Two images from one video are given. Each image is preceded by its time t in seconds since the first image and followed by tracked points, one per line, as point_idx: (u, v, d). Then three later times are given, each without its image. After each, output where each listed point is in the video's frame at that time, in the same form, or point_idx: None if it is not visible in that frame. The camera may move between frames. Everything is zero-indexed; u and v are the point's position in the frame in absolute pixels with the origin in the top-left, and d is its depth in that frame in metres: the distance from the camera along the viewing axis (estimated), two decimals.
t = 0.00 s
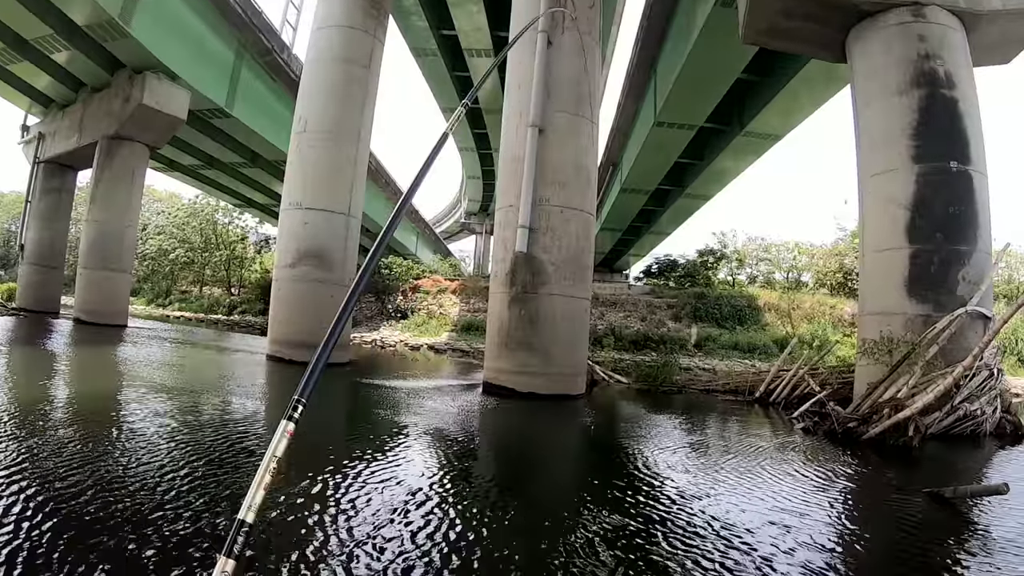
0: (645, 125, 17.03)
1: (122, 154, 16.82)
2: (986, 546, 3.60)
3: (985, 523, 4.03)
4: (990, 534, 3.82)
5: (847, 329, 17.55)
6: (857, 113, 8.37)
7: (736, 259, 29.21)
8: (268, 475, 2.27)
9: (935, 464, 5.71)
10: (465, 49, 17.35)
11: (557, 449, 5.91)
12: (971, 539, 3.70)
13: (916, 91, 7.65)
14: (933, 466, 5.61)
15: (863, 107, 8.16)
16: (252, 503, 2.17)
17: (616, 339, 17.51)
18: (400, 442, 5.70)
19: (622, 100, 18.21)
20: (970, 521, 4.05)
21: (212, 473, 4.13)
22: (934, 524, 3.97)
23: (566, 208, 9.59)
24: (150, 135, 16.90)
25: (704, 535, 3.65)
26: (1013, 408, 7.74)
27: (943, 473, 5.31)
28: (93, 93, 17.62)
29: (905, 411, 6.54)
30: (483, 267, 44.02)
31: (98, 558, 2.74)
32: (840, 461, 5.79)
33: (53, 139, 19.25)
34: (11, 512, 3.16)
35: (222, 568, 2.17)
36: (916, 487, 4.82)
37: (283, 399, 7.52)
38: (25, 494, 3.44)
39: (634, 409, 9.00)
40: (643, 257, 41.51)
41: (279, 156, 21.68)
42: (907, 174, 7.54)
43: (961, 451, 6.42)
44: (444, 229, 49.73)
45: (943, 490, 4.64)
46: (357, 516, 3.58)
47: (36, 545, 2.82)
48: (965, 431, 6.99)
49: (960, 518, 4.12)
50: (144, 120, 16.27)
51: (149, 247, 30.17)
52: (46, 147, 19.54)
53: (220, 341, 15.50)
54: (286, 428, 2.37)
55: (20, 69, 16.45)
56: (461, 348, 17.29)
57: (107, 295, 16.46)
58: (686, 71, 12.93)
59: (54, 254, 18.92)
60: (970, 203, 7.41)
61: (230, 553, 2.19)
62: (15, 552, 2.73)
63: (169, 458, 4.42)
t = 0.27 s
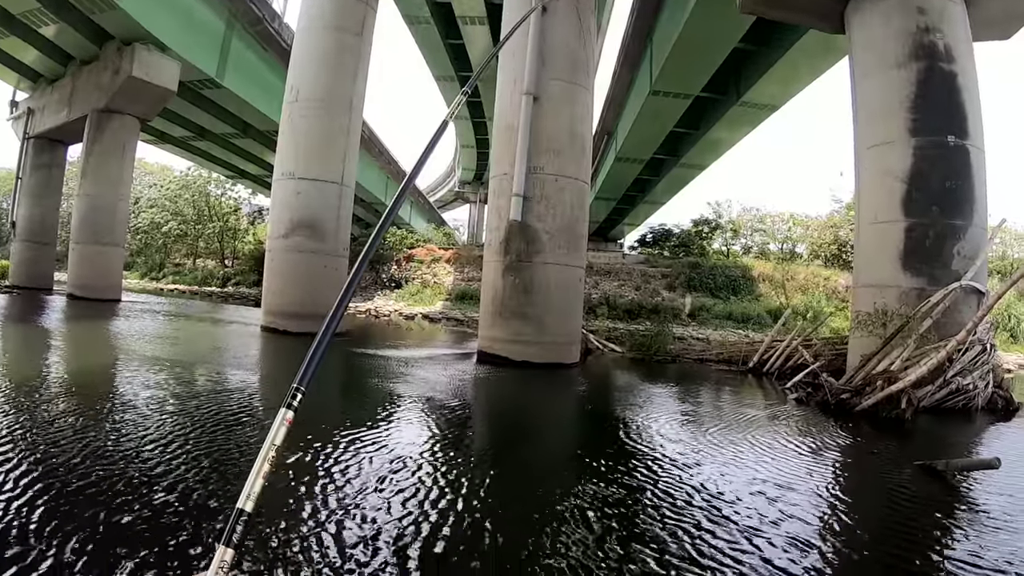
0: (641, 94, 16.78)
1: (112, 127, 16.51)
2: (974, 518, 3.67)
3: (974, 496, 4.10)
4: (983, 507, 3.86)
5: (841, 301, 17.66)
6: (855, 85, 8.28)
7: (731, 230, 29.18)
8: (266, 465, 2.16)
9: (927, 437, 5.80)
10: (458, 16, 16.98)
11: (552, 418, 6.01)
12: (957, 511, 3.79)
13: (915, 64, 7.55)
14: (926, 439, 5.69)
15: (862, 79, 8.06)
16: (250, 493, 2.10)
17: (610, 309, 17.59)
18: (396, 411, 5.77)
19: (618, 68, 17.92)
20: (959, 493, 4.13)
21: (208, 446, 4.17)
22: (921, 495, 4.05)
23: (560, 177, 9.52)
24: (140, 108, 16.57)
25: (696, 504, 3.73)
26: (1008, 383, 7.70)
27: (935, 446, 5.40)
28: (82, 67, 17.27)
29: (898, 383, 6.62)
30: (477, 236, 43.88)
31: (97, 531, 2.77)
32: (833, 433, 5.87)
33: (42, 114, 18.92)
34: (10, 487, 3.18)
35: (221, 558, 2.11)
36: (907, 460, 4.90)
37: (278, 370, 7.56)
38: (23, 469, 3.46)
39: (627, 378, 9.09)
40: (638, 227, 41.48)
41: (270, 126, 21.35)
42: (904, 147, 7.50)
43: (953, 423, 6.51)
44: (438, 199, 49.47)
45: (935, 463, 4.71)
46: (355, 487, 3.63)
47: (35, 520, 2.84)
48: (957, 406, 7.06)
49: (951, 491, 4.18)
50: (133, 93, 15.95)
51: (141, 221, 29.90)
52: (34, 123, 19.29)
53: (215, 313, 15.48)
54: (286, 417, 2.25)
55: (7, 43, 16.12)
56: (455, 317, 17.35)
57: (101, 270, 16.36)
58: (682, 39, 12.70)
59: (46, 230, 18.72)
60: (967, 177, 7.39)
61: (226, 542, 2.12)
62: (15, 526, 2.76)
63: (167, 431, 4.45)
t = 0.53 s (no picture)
0: (636, 75, 16.65)
1: (103, 111, 16.29)
2: (963, 500, 3.73)
3: (965, 478, 4.16)
4: (977, 492, 3.88)
5: (834, 283, 17.73)
6: (851, 68, 8.25)
7: (725, 212, 29.19)
8: (263, 449, 2.16)
9: (919, 419, 5.88)
10: None
11: (547, 399, 6.07)
12: (946, 493, 3.85)
13: (913, 47, 7.51)
14: (918, 422, 5.76)
15: (859, 62, 8.02)
16: (246, 480, 2.11)
17: (605, 290, 17.64)
18: (391, 394, 5.80)
19: (612, 49, 17.77)
20: (949, 476, 4.20)
21: (204, 430, 4.20)
22: (912, 477, 4.12)
23: (555, 159, 9.47)
24: (131, 92, 16.35)
25: (689, 486, 3.76)
26: (1000, 368, 7.72)
27: (926, 429, 5.47)
28: (72, 51, 17.03)
29: (892, 366, 6.67)
30: (471, 218, 43.78)
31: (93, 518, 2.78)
32: (826, 415, 5.94)
33: (33, 98, 18.68)
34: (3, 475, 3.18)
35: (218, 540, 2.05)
36: (900, 443, 4.96)
37: (273, 354, 7.57)
38: (16, 456, 3.46)
39: (621, 361, 9.14)
40: (633, 208, 41.44)
41: (263, 108, 21.13)
42: (900, 130, 7.48)
43: (945, 406, 6.59)
44: (433, 180, 49.24)
45: (928, 446, 4.77)
46: (351, 470, 3.66)
47: (29, 507, 2.85)
48: (950, 389, 7.12)
49: (943, 474, 4.22)
50: (124, 77, 15.72)
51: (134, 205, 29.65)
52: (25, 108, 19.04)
53: (210, 298, 15.43)
54: (282, 400, 2.21)
55: None
56: (450, 299, 17.36)
57: (94, 256, 16.27)
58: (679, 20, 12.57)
59: (39, 216, 18.56)
60: (962, 161, 7.40)
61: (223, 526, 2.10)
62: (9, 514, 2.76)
63: (161, 416, 4.45)
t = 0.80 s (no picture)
0: (631, 66, 16.59)
1: (97, 104, 16.13)
2: (956, 491, 3.76)
3: (959, 470, 4.19)
4: (972, 485, 3.88)
5: (829, 275, 17.80)
6: (847, 60, 8.25)
7: (720, 203, 29.17)
8: (252, 429, 1.92)
9: (913, 410, 5.92)
10: None
11: (543, 390, 6.10)
12: (939, 483, 3.89)
13: (909, 39, 7.50)
14: (912, 413, 5.80)
15: (855, 54, 8.01)
16: (236, 460, 1.88)
17: (601, 281, 17.65)
18: (387, 385, 5.81)
19: (608, 39, 17.69)
20: (944, 467, 4.23)
21: (198, 422, 4.21)
22: (906, 468, 4.15)
23: (550, 150, 9.45)
24: (124, 84, 16.21)
25: (684, 478, 3.78)
26: (994, 360, 7.76)
27: (920, 420, 5.51)
28: (65, 44, 16.87)
29: (886, 357, 6.71)
30: (466, 209, 43.68)
31: (87, 512, 2.77)
32: (821, 406, 5.97)
33: (26, 92, 18.53)
34: None
35: (206, 532, 1.77)
36: (895, 434, 5.00)
37: (267, 346, 7.56)
38: (12, 451, 3.45)
39: (617, 351, 9.17)
40: (629, 200, 41.43)
41: (256, 100, 20.99)
42: (895, 122, 7.48)
43: (939, 397, 6.64)
44: (428, 172, 49.09)
45: (923, 438, 4.80)
46: (347, 461, 3.68)
47: (26, 501, 2.85)
48: (943, 380, 7.16)
49: (937, 467, 4.24)
50: (118, 69, 15.58)
51: (127, 198, 29.46)
52: (17, 101, 18.87)
53: (205, 291, 15.38)
54: (271, 376, 2.03)
55: None
56: (445, 290, 17.34)
57: (88, 249, 16.17)
58: (675, 11, 12.52)
59: (32, 209, 18.40)
60: (957, 154, 7.41)
61: (212, 519, 1.81)
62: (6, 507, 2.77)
63: (155, 409, 4.45)
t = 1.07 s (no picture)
0: (630, 60, 16.53)
1: (94, 98, 16.04)
2: (954, 486, 3.77)
3: (956, 464, 4.21)
4: (968, 481, 3.88)
5: (827, 269, 17.81)
6: (845, 54, 8.22)
7: (719, 197, 29.16)
8: (246, 418, 1.80)
9: (910, 405, 5.94)
10: None
11: (541, 384, 6.12)
12: (936, 478, 3.91)
13: (908, 33, 7.47)
14: (910, 408, 5.82)
15: (853, 48, 7.99)
16: (229, 449, 1.75)
17: (599, 275, 17.66)
18: (385, 379, 5.81)
19: (606, 33, 17.62)
20: (942, 462, 4.24)
21: (197, 417, 4.21)
22: (904, 463, 4.17)
23: (548, 143, 9.43)
24: (122, 78, 16.12)
25: (683, 473, 3.77)
26: (991, 355, 7.77)
27: (918, 414, 5.53)
28: (61, 38, 16.77)
29: (884, 351, 6.73)
30: (464, 202, 43.62)
31: (86, 507, 2.77)
32: (819, 400, 5.99)
33: (23, 86, 18.44)
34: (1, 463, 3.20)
35: (200, 523, 1.66)
36: (893, 429, 5.02)
37: (266, 341, 7.56)
38: (11, 445, 3.46)
39: (615, 345, 9.18)
40: (627, 193, 41.41)
41: (254, 94, 20.90)
42: (894, 116, 7.47)
43: (936, 392, 6.66)
44: (426, 165, 49.01)
45: (921, 432, 4.82)
46: (346, 454, 3.69)
47: (26, 496, 2.86)
48: (941, 375, 7.18)
49: (934, 462, 4.24)
50: (115, 64, 15.50)
51: (125, 192, 29.35)
52: (14, 96, 18.77)
53: (203, 285, 15.35)
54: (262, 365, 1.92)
55: None
56: (443, 284, 17.33)
57: (86, 244, 16.12)
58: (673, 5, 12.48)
59: (30, 205, 18.32)
60: (955, 149, 7.42)
61: (206, 509, 1.70)
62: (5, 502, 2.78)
63: (153, 404, 4.45)
